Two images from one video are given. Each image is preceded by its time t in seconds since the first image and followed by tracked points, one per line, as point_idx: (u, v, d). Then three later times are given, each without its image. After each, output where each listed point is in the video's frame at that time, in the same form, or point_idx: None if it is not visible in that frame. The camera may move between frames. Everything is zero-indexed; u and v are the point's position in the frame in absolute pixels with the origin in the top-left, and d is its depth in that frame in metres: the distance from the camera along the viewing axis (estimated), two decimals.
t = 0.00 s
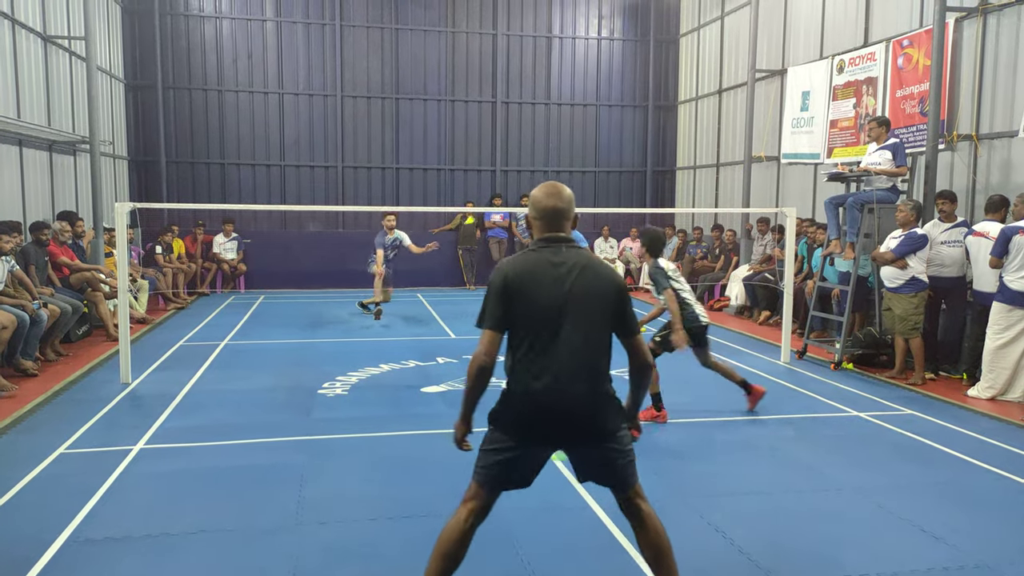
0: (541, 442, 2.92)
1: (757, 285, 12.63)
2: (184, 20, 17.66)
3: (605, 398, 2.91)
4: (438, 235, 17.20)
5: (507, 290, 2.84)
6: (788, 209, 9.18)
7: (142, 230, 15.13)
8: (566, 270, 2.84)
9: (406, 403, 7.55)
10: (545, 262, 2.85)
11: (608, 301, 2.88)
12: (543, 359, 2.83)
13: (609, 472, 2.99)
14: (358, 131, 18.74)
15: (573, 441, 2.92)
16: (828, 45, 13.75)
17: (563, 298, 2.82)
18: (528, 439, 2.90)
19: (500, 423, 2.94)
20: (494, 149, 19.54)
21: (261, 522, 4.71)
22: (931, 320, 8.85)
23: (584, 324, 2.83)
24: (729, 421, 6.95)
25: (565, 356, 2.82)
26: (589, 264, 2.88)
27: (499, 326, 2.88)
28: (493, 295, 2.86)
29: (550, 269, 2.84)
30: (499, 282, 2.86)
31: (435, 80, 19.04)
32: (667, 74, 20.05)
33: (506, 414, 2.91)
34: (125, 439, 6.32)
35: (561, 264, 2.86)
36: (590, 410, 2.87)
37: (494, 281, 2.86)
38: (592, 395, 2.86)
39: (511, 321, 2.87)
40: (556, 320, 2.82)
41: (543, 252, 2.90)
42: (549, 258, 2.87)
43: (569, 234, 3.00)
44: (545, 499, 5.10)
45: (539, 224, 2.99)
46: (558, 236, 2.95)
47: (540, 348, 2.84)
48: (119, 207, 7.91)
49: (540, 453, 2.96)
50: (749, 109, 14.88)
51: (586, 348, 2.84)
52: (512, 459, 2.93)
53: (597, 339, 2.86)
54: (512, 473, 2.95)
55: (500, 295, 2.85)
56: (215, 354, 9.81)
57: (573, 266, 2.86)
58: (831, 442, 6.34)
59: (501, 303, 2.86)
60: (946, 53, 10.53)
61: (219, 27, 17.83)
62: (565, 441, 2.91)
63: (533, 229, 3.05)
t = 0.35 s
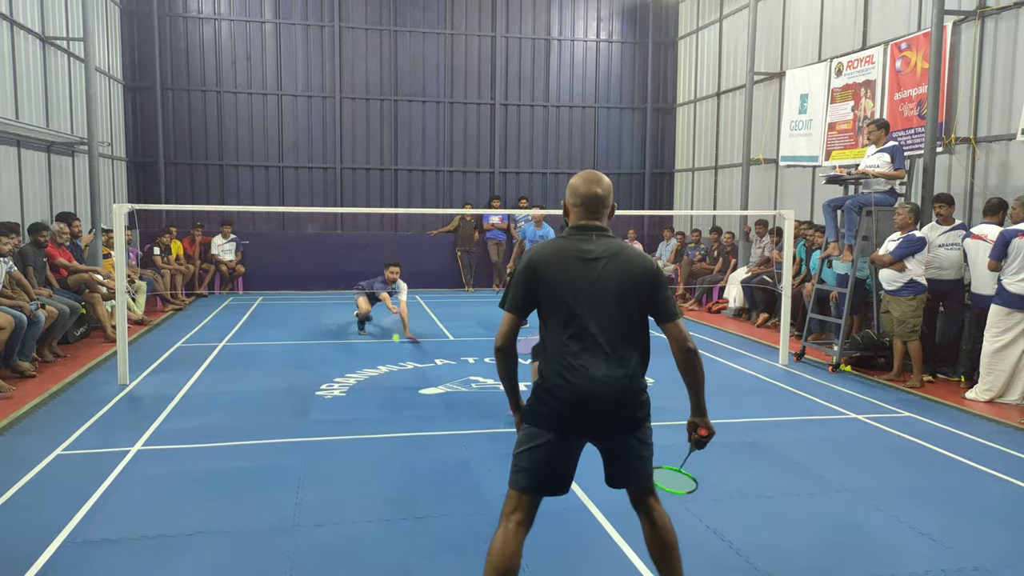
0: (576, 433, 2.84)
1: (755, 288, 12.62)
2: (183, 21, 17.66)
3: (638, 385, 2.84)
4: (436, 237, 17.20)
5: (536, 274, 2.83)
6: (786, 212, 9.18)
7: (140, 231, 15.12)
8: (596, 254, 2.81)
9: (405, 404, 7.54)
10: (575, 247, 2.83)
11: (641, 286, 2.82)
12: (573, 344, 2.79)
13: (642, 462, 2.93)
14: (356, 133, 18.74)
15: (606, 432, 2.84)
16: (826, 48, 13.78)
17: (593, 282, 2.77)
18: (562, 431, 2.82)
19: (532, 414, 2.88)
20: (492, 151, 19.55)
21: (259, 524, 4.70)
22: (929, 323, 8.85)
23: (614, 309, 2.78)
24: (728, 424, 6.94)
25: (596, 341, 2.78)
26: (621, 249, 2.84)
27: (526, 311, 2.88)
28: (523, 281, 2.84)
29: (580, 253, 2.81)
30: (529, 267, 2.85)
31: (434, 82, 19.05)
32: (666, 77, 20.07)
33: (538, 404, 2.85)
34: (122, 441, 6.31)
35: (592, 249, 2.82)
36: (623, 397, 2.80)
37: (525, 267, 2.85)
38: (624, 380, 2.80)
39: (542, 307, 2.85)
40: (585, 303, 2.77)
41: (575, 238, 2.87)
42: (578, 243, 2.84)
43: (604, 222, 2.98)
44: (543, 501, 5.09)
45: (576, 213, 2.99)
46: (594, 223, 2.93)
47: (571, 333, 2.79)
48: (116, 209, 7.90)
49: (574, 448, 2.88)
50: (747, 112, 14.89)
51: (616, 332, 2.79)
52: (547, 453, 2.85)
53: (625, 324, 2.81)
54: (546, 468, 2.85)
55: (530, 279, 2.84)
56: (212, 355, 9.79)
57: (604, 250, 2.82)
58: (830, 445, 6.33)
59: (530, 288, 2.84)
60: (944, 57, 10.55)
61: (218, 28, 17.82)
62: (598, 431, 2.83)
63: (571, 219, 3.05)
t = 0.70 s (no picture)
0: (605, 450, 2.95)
1: (753, 281, 12.63)
2: (179, 16, 17.61)
3: (671, 415, 2.88)
4: (435, 231, 17.20)
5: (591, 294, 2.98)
6: (784, 205, 9.16)
7: (138, 227, 15.10)
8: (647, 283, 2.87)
9: (404, 399, 7.54)
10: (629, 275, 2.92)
11: (687, 320, 2.82)
12: (611, 364, 2.89)
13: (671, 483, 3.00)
14: (354, 127, 18.70)
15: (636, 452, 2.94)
16: (824, 41, 13.77)
17: (639, 309, 2.85)
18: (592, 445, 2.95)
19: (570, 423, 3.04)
20: (490, 145, 19.52)
21: (259, 520, 4.70)
22: (926, 315, 8.88)
23: (653, 338, 2.83)
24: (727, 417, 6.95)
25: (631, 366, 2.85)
26: (674, 280, 2.87)
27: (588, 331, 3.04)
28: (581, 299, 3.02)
29: (633, 281, 2.89)
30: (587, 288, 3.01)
31: (432, 76, 19.01)
32: (664, 70, 20.04)
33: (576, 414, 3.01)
34: (122, 437, 6.30)
35: (647, 279, 2.88)
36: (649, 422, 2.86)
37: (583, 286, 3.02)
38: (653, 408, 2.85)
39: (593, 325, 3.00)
40: (627, 329, 2.86)
41: (634, 267, 2.95)
42: (634, 271, 2.92)
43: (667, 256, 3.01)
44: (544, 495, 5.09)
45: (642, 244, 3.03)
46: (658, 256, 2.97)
47: (610, 354, 2.90)
48: (114, 205, 7.88)
49: (609, 460, 2.99)
50: (745, 105, 14.88)
51: (652, 360, 2.83)
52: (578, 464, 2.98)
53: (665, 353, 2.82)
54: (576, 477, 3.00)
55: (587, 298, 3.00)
56: (211, 351, 9.78)
57: (657, 280, 2.87)
58: (829, 438, 6.34)
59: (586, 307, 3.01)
60: (942, 49, 10.54)
61: (214, 23, 17.77)
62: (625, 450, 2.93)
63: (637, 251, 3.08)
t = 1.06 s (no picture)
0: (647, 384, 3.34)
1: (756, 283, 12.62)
2: (183, 18, 17.65)
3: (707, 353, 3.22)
4: (437, 233, 17.22)
5: (633, 241, 3.30)
6: (787, 207, 9.11)
7: (141, 229, 15.13)
8: (687, 231, 3.20)
9: (406, 401, 7.55)
10: (669, 222, 3.24)
11: (723, 264, 3.16)
12: (653, 306, 3.24)
13: (694, 419, 3.29)
14: (357, 129, 18.71)
15: (667, 384, 3.28)
16: (827, 43, 13.75)
17: (680, 256, 3.18)
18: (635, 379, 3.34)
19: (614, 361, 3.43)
20: (492, 147, 19.52)
21: (261, 521, 4.71)
22: (929, 318, 8.87)
23: (693, 282, 3.16)
24: (729, 419, 6.95)
25: (672, 307, 3.20)
26: (711, 228, 3.19)
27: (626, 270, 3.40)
28: (622, 246, 3.35)
29: (673, 228, 3.22)
30: (628, 235, 3.34)
31: (434, 78, 19.02)
32: (666, 72, 20.03)
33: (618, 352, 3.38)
34: (125, 438, 6.32)
35: (686, 226, 3.21)
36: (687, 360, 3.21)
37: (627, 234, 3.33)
38: (692, 347, 3.18)
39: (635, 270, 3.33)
40: (668, 274, 3.20)
41: (675, 213, 3.27)
42: (675, 219, 3.24)
43: (703, 198, 3.34)
44: (545, 496, 5.10)
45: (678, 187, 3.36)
46: (694, 198, 3.30)
47: (652, 297, 3.24)
48: (118, 206, 7.89)
49: (644, 389, 3.37)
50: (747, 108, 14.87)
51: (691, 302, 3.18)
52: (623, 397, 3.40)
53: (696, 291, 3.17)
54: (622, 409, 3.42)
55: (629, 244, 3.33)
56: (214, 353, 9.80)
57: (696, 228, 3.20)
58: (831, 440, 6.34)
59: (628, 253, 3.34)
60: (945, 51, 10.53)
61: (217, 25, 17.79)
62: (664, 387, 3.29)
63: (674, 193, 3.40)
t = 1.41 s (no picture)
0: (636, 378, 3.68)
1: (757, 286, 12.62)
2: (186, 16, 17.64)
3: (683, 342, 3.60)
4: (438, 233, 17.22)
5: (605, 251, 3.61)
6: (789, 210, 9.11)
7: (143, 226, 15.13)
8: (655, 237, 3.53)
9: (406, 401, 7.55)
10: (636, 231, 3.56)
11: (689, 262, 3.51)
12: (633, 307, 3.57)
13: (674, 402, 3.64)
14: (359, 128, 18.71)
15: (651, 375, 3.63)
16: (830, 46, 13.76)
17: (651, 259, 3.51)
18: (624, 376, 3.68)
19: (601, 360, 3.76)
20: (494, 148, 19.52)
21: (261, 520, 4.71)
22: (930, 323, 8.87)
23: (667, 281, 3.51)
24: (729, 422, 6.95)
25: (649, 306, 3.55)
26: (674, 231, 3.53)
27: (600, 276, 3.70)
28: (596, 256, 3.65)
29: (642, 235, 3.55)
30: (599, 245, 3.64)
31: (437, 78, 19.02)
32: (669, 74, 20.04)
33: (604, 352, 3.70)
34: (125, 436, 6.32)
35: (653, 233, 3.54)
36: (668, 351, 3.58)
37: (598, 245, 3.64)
38: (673, 339, 3.56)
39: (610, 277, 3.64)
40: (643, 276, 3.54)
41: (640, 221, 3.59)
42: (641, 227, 3.57)
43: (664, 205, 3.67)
44: (545, 497, 5.10)
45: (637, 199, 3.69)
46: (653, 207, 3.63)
47: (629, 299, 3.58)
48: (119, 203, 7.89)
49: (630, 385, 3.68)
50: (750, 110, 14.87)
51: (666, 299, 3.53)
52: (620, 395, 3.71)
53: (670, 289, 3.52)
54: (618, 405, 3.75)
55: (602, 255, 3.63)
56: (214, 351, 9.80)
57: (662, 233, 3.53)
58: (831, 444, 6.34)
59: (601, 263, 3.64)
60: (947, 56, 10.53)
61: (221, 23, 17.81)
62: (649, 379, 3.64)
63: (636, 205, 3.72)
